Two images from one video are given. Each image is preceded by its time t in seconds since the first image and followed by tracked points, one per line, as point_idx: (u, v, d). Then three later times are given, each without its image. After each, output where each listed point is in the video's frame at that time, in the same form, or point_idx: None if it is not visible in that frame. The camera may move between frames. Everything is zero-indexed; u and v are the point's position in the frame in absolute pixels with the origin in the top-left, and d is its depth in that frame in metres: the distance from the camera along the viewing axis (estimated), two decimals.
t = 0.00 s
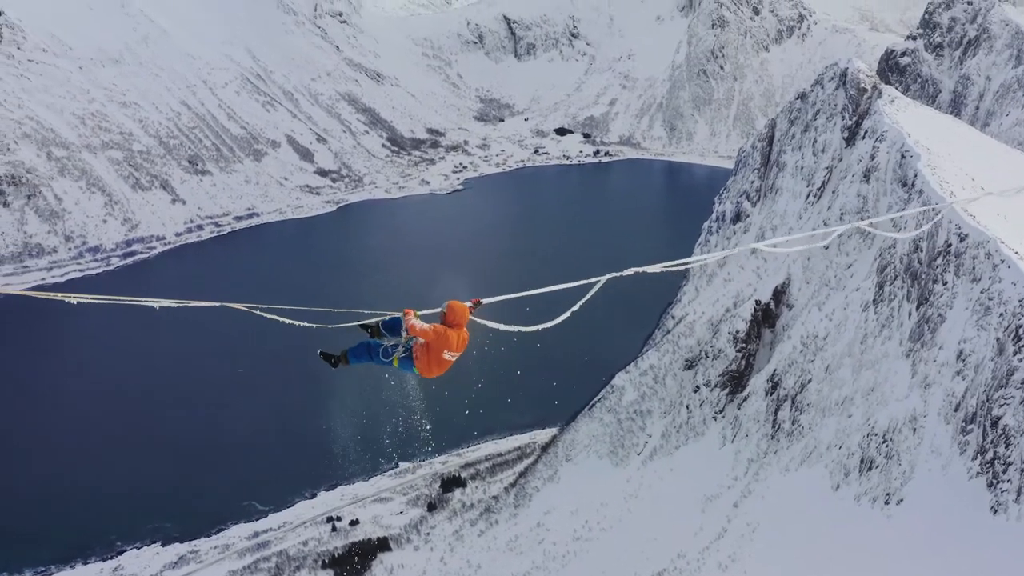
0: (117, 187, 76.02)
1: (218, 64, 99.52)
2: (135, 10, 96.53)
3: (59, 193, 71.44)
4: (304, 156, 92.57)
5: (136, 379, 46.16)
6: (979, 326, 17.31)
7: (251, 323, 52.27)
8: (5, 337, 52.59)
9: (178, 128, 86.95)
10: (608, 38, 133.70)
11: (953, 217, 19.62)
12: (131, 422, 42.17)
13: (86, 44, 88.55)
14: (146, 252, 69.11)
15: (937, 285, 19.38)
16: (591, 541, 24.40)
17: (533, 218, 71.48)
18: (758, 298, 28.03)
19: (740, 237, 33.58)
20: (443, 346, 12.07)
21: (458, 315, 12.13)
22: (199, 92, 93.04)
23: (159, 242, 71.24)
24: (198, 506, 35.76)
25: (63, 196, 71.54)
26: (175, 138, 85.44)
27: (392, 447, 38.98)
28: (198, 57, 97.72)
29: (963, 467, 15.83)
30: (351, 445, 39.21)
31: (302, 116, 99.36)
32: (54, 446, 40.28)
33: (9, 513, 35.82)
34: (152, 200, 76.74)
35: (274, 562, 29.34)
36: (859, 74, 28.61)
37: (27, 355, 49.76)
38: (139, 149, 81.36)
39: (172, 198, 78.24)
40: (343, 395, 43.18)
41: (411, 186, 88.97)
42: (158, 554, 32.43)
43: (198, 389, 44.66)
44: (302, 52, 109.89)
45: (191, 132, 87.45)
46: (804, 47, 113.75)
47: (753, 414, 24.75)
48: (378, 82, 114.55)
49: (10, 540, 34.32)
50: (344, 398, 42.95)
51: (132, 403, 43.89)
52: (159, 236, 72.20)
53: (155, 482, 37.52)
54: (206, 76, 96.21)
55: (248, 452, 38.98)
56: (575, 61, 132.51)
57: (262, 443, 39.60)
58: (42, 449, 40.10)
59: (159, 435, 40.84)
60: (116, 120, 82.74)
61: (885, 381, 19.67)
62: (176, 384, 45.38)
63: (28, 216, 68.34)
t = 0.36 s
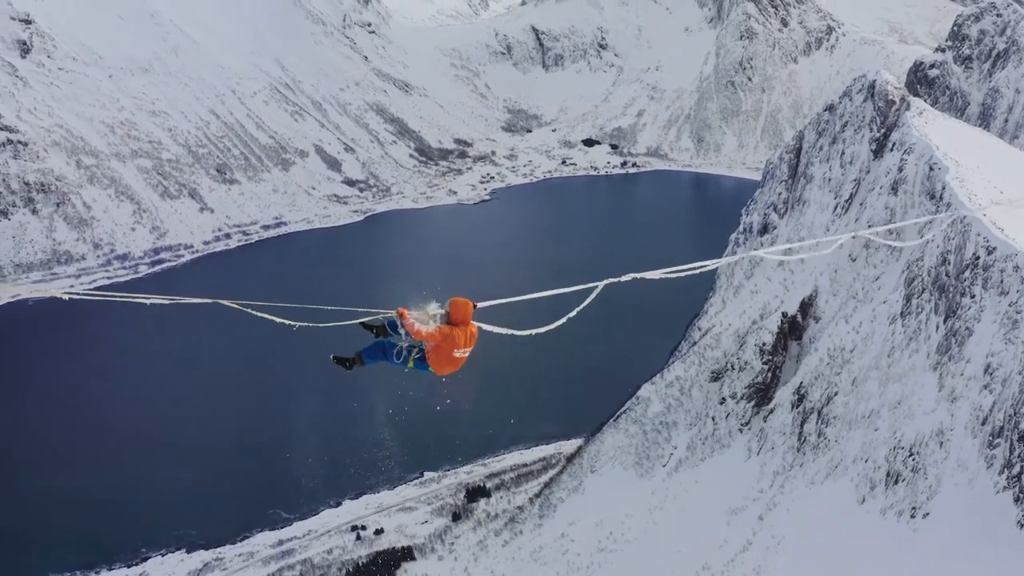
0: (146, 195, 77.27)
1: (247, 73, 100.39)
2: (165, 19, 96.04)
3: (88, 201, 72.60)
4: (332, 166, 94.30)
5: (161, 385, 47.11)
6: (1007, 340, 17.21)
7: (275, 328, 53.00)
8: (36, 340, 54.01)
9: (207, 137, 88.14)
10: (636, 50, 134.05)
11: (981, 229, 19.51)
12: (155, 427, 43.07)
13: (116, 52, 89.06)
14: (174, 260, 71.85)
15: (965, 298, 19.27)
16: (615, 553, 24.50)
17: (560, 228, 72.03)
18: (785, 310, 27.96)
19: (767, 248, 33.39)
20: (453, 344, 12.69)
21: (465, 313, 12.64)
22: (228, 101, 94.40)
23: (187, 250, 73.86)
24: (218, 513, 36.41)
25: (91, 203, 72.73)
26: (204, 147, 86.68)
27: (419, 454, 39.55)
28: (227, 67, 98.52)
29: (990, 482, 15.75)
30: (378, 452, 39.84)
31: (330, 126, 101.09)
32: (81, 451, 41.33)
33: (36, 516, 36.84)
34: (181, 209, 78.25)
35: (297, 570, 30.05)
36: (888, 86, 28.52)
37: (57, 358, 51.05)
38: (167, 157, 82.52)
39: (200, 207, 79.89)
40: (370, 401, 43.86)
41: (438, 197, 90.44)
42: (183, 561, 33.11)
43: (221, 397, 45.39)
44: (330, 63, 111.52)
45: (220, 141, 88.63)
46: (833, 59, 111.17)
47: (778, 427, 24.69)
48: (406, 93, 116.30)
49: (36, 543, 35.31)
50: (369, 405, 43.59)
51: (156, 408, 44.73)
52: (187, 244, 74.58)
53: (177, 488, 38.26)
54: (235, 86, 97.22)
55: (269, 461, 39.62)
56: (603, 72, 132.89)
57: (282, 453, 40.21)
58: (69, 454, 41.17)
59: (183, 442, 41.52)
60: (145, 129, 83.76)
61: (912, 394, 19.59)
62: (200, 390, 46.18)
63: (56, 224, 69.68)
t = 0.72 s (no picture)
0: (172, 199, 79.22)
1: (274, 78, 102.10)
2: (193, 24, 97.47)
3: (114, 204, 75.18)
4: (358, 170, 95.80)
5: (182, 388, 47.86)
6: None
7: (298, 331, 53.75)
8: (66, 348, 55.70)
9: (234, 141, 90.04)
10: (662, 56, 133.86)
11: (1007, 237, 19.40)
12: (175, 429, 43.73)
13: (144, 57, 90.48)
14: (201, 263, 73.14)
15: (991, 306, 19.17)
16: (638, 558, 24.64)
17: (585, 234, 72.37)
18: (810, 317, 27.91)
19: (792, 255, 33.30)
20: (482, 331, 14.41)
21: (487, 303, 14.11)
22: (255, 105, 96.33)
23: (213, 253, 75.26)
24: (238, 515, 36.94)
25: (118, 207, 75.18)
26: (230, 151, 88.56)
27: (446, 457, 40.20)
28: (254, 71, 100.29)
29: (1015, 491, 15.64)
30: (403, 454, 40.46)
31: (356, 131, 102.75)
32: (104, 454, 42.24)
33: (60, 517, 37.63)
34: (207, 213, 79.88)
35: (321, 573, 30.53)
36: (913, 93, 28.41)
37: (83, 365, 52.41)
38: (194, 162, 84.43)
39: (226, 211, 81.54)
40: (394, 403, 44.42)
41: (464, 202, 91.48)
42: (206, 563, 33.69)
43: (240, 399, 45.93)
44: (356, 68, 113.31)
45: (246, 145, 90.48)
46: (859, 66, 109.43)
47: (802, 434, 24.63)
48: (432, 98, 117.66)
49: (59, 542, 35.99)
50: (393, 405, 44.04)
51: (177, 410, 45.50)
52: (213, 248, 75.91)
53: (198, 489, 38.84)
54: (262, 90, 99.02)
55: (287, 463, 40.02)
56: (629, 78, 132.78)
57: (300, 454, 40.52)
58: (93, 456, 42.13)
59: (205, 442, 42.20)
60: (171, 132, 85.46)
61: (936, 402, 19.51)
62: (219, 393, 46.80)
63: (82, 227, 72.85)
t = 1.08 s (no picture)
0: (197, 201, 80.39)
1: (300, 81, 103.83)
2: (220, 27, 99.96)
3: (140, 205, 76.37)
4: (382, 172, 97.11)
5: (203, 391, 48.37)
6: None
7: (322, 335, 54.45)
8: (92, 350, 56.67)
9: (259, 143, 91.82)
10: (688, 59, 133.56)
11: None
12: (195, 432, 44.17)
13: (170, 59, 92.44)
14: (225, 265, 75.00)
15: (1016, 312, 19.07)
16: (661, 564, 24.78)
17: (610, 237, 72.51)
18: (834, 323, 27.85)
19: (816, 259, 33.11)
20: (495, 325, 14.76)
21: (501, 289, 14.43)
22: (281, 107, 98.09)
23: (238, 255, 76.88)
24: (258, 518, 37.23)
25: (144, 208, 76.40)
26: (256, 153, 90.27)
27: (468, 461, 40.58)
28: (280, 74, 102.13)
29: None
30: (428, 457, 40.94)
31: (381, 133, 104.17)
32: (126, 456, 42.81)
33: (83, 517, 38.18)
34: (232, 214, 81.34)
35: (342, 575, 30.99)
36: (940, 98, 28.23)
37: (107, 367, 53.22)
38: (220, 163, 86.14)
39: (252, 213, 83.02)
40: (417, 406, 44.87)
41: (488, 206, 92.25)
42: (227, 564, 34.00)
43: (261, 402, 46.38)
44: (381, 71, 114.86)
45: (272, 147, 92.16)
46: (886, 70, 107.52)
47: (826, 439, 24.59)
48: (457, 101, 118.90)
49: (82, 541, 36.47)
50: (416, 407, 44.54)
51: (198, 413, 46.02)
52: (238, 249, 77.71)
53: (220, 490, 39.32)
54: (288, 92, 100.85)
55: (309, 467, 40.41)
56: (655, 81, 132.56)
57: (321, 459, 40.88)
58: (115, 459, 42.75)
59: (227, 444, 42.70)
60: (198, 134, 87.15)
61: (961, 409, 19.44)
62: (239, 397, 47.24)
63: (109, 228, 73.92)
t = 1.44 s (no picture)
0: (221, 202, 81.97)
1: (324, 83, 105.25)
2: (244, 29, 101.63)
3: (164, 207, 78.23)
4: (404, 175, 98.09)
5: (221, 394, 49.01)
6: None
7: (343, 337, 55.06)
8: (116, 350, 57.86)
9: (283, 145, 93.20)
10: (712, 63, 133.02)
11: None
12: (214, 433, 44.85)
13: (194, 61, 94.51)
14: (248, 267, 76.44)
15: None
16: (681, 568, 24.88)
17: (633, 241, 72.49)
18: (857, 327, 27.77)
19: (839, 264, 33.01)
20: (494, 326, 16.31)
21: (504, 295, 15.90)
22: (305, 109, 99.46)
23: (261, 257, 78.32)
24: (278, 520, 37.87)
25: (167, 210, 78.27)
26: (279, 155, 91.74)
27: (490, 464, 40.98)
28: (304, 76, 103.62)
29: None
30: (450, 459, 41.45)
31: (404, 136, 105.23)
32: (145, 456, 43.58)
33: (108, 515, 39.07)
34: (256, 216, 82.81)
35: None
36: (964, 102, 28.14)
37: (127, 369, 54.10)
38: (244, 165, 87.76)
39: (275, 214, 84.41)
40: (440, 409, 45.28)
41: (510, 209, 92.76)
42: (248, 565, 34.74)
43: (280, 404, 47.02)
44: (404, 74, 115.96)
45: (295, 149, 93.49)
46: (909, 74, 106.45)
47: (847, 444, 24.54)
48: (481, 104, 119.86)
49: (106, 540, 37.37)
50: (438, 410, 45.20)
51: (218, 414, 46.76)
52: (261, 251, 79.19)
53: (242, 489, 40.05)
54: (311, 94, 102.22)
55: (325, 470, 40.86)
56: (678, 85, 132.12)
57: (341, 461, 41.42)
58: (136, 458, 43.57)
59: (249, 444, 43.44)
60: (221, 136, 88.90)
61: (983, 415, 19.40)
62: (259, 398, 47.92)
63: (132, 229, 75.81)
